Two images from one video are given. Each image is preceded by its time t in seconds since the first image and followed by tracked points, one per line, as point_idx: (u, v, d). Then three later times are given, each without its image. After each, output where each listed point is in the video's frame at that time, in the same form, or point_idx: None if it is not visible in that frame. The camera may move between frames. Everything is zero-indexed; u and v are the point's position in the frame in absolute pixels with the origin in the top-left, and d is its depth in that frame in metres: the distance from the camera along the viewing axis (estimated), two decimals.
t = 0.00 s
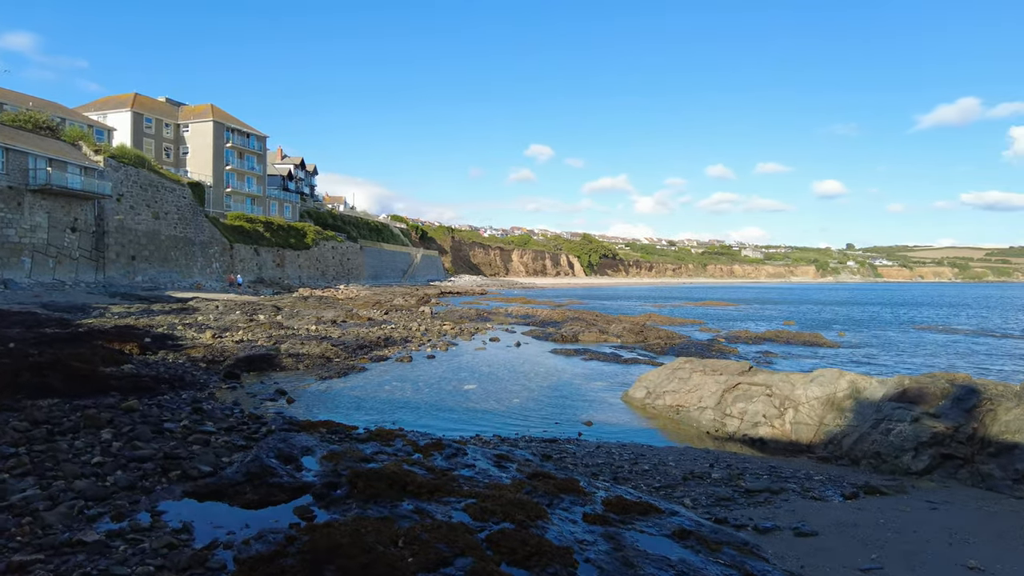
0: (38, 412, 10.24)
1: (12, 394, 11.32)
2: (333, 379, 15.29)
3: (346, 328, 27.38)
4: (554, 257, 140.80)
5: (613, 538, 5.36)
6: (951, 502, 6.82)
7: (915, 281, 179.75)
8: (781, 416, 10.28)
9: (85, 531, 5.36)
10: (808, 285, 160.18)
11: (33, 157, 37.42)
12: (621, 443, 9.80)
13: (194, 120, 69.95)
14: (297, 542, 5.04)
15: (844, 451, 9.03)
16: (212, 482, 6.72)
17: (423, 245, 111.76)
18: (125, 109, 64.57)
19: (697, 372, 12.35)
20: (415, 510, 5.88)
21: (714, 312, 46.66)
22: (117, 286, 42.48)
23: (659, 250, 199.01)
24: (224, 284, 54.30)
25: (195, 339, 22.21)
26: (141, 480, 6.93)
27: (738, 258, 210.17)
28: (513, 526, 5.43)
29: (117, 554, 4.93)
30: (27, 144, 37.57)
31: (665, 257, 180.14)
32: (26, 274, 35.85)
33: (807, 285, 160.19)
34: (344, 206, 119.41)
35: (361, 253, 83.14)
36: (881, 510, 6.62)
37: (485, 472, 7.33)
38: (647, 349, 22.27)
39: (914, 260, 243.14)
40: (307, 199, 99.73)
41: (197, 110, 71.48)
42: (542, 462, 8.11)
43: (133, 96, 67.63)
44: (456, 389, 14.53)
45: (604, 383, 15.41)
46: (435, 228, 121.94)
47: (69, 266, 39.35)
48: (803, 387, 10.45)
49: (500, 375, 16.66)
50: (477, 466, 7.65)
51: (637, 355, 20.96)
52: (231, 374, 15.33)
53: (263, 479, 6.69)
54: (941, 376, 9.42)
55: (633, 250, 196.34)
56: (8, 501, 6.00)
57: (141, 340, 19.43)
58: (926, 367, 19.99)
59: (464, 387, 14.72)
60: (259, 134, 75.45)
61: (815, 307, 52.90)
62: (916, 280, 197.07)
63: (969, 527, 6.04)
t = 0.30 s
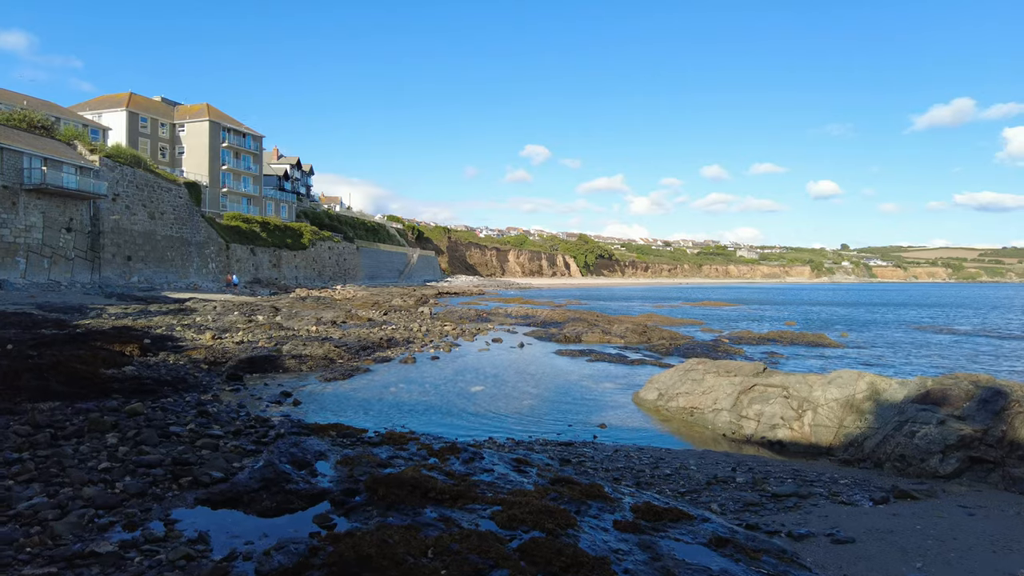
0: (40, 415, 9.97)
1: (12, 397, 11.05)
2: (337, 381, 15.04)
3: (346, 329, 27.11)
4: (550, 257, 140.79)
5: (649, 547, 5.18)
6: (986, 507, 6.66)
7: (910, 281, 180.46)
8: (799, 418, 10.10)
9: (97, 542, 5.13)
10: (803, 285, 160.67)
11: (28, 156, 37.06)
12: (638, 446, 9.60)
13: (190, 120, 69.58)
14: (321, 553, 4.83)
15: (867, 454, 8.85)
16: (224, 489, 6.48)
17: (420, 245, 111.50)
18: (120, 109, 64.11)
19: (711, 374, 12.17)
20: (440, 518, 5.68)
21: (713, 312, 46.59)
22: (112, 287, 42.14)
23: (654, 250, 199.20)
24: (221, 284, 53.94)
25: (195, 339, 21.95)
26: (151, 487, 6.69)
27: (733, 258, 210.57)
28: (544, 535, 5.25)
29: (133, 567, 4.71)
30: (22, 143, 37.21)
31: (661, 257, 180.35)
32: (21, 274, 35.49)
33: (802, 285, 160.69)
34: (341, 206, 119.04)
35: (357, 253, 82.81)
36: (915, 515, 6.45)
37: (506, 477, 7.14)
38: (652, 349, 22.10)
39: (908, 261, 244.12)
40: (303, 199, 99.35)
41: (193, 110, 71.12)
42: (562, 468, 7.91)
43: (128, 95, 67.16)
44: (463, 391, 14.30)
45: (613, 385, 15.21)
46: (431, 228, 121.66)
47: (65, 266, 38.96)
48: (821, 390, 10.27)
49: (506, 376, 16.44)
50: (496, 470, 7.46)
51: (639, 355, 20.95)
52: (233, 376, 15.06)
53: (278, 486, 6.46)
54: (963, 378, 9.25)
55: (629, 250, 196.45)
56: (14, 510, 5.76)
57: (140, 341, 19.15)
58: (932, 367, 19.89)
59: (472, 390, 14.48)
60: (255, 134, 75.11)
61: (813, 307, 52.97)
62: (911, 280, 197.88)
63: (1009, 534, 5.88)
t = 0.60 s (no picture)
0: (41, 419, 9.73)
1: (11, 400, 10.79)
2: (342, 383, 14.81)
3: (346, 330, 26.85)
4: (546, 257, 140.76)
5: (685, 557, 5.01)
6: (1020, 513, 6.49)
7: (905, 282, 181.02)
8: (817, 420, 9.92)
9: (107, 554, 4.90)
10: (798, 285, 161.10)
11: (23, 156, 36.67)
12: (654, 449, 9.43)
13: (186, 120, 69.19)
14: (346, 565, 4.63)
15: (888, 457, 8.69)
16: (237, 497, 6.26)
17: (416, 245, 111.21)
18: (115, 109, 63.65)
19: (723, 376, 12.00)
20: (464, 526, 5.50)
21: (712, 313, 46.52)
22: (108, 288, 41.75)
23: (650, 251, 199.23)
24: (217, 285, 53.57)
25: (195, 340, 21.68)
26: (161, 494, 6.47)
27: (729, 259, 210.84)
28: (575, 545, 5.07)
29: None
30: (16, 142, 36.82)
31: (657, 257, 180.56)
32: (16, 275, 35.14)
33: (797, 285, 161.12)
34: (337, 207, 118.72)
35: (354, 253, 82.51)
36: (949, 521, 6.28)
37: (526, 483, 6.96)
38: (656, 350, 21.94)
39: (902, 261, 245.07)
40: (299, 199, 98.88)
41: (189, 110, 70.74)
42: (580, 473, 7.71)
43: (123, 95, 66.69)
44: (470, 393, 14.08)
45: (620, 387, 15.01)
46: (428, 229, 121.43)
47: (59, 266, 38.56)
48: (839, 391, 10.09)
49: (512, 378, 16.23)
50: (515, 476, 7.27)
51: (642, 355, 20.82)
52: (236, 378, 14.81)
53: (294, 493, 6.24)
54: (985, 380, 9.09)
55: (625, 250, 196.43)
56: (21, 519, 5.54)
57: (138, 343, 18.86)
58: (937, 367, 19.81)
59: (478, 391, 14.26)
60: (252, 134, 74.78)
61: (811, 308, 52.99)
62: (905, 280, 198.52)
63: None
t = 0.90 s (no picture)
0: (44, 421, 9.49)
1: (12, 401, 10.54)
2: (348, 383, 14.59)
3: (347, 330, 26.55)
4: (544, 257, 140.55)
5: (726, 562, 4.82)
6: None
7: (902, 281, 181.08)
8: (837, 420, 9.73)
9: (121, 562, 4.69)
10: (795, 284, 161.26)
11: (19, 155, 36.36)
12: (673, 450, 9.24)
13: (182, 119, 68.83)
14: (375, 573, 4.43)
15: (913, 457, 8.50)
16: (253, 500, 6.04)
17: (414, 245, 110.79)
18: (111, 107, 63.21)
19: (739, 374, 11.82)
20: (492, 532, 5.29)
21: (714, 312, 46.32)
22: (105, 288, 41.38)
23: (648, 251, 199.10)
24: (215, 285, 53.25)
25: (196, 340, 21.41)
26: (172, 498, 6.24)
27: (726, 259, 210.79)
28: (611, 550, 4.88)
29: None
30: (12, 141, 36.52)
31: (654, 257, 180.47)
32: (12, 275, 34.79)
33: (794, 285, 161.30)
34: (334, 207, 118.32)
35: (352, 253, 82.17)
36: (989, 523, 6.08)
37: (549, 485, 6.76)
38: (662, 349, 21.75)
39: (898, 260, 245.49)
40: (296, 199, 98.50)
41: (186, 108, 70.42)
42: (602, 475, 7.50)
43: (119, 94, 66.26)
44: (477, 393, 13.84)
45: (630, 386, 14.82)
46: (425, 228, 121.12)
47: (56, 266, 38.22)
48: (859, 390, 9.89)
49: (519, 377, 16.01)
50: (537, 478, 7.08)
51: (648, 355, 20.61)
52: (240, 379, 14.55)
53: (312, 496, 6.03)
54: (1010, 378, 8.90)
55: (622, 250, 196.33)
56: (28, 525, 5.31)
57: (139, 343, 18.57)
58: (946, 367, 19.63)
59: (486, 391, 14.02)
60: (249, 133, 74.46)
61: (813, 308, 52.73)
62: (902, 280, 198.67)
63: None
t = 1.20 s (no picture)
0: (48, 423, 9.25)
1: (15, 403, 10.29)
2: (355, 384, 14.37)
3: (349, 329, 26.26)
4: (541, 257, 140.35)
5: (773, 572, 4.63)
6: None
7: (899, 281, 181.22)
8: (860, 421, 9.54)
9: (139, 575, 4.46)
10: (792, 284, 161.35)
11: (15, 153, 36.06)
12: (694, 452, 9.04)
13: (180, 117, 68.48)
14: None
15: (942, 460, 8.32)
16: (271, 508, 5.80)
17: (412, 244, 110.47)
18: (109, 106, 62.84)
19: (756, 376, 11.64)
20: (524, 540, 5.09)
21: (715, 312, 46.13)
22: (103, 288, 41.01)
23: (645, 250, 198.98)
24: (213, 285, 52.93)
25: (198, 340, 21.14)
26: (186, 505, 6.00)
27: (723, 258, 210.84)
28: (652, 560, 4.69)
29: None
30: (8, 139, 36.20)
31: (651, 257, 180.45)
32: (9, 274, 34.49)
33: (791, 284, 161.38)
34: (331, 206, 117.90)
35: (350, 253, 81.88)
36: None
37: (576, 491, 6.56)
38: (668, 349, 21.54)
39: (895, 260, 245.89)
40: (294, 198, 98.11)
41: (184, 107, 70.06)
42: (628, 479, 7.28)
43: (116, 92, 65.87)
44: (486, 394, 13.60)
45: (641, 387, 14.61)
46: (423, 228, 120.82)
47: (53, 266, 37.89)
48: (882, 391, 9.69)
49: (528, 378, 15.79)
50: (563, 484, 6.87)
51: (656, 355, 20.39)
52: (244, 380, 14.29)
53: (333, 503, 5.81)
54: None
55: (619, 250, 196.21)
56: (38, 535, 5.08)
57: (141, 343, 18.28)
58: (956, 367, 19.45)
59: (495, 392, 13.77)
60: (247, 132, 74.12)
61: (814, 308, 52.55)
62: (899, 279, 198.85)
63: None
